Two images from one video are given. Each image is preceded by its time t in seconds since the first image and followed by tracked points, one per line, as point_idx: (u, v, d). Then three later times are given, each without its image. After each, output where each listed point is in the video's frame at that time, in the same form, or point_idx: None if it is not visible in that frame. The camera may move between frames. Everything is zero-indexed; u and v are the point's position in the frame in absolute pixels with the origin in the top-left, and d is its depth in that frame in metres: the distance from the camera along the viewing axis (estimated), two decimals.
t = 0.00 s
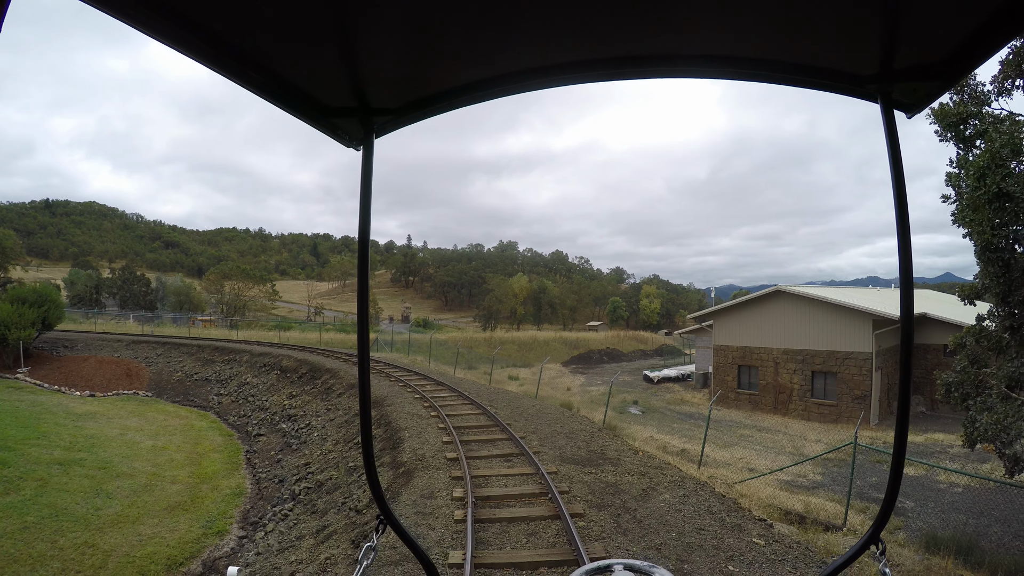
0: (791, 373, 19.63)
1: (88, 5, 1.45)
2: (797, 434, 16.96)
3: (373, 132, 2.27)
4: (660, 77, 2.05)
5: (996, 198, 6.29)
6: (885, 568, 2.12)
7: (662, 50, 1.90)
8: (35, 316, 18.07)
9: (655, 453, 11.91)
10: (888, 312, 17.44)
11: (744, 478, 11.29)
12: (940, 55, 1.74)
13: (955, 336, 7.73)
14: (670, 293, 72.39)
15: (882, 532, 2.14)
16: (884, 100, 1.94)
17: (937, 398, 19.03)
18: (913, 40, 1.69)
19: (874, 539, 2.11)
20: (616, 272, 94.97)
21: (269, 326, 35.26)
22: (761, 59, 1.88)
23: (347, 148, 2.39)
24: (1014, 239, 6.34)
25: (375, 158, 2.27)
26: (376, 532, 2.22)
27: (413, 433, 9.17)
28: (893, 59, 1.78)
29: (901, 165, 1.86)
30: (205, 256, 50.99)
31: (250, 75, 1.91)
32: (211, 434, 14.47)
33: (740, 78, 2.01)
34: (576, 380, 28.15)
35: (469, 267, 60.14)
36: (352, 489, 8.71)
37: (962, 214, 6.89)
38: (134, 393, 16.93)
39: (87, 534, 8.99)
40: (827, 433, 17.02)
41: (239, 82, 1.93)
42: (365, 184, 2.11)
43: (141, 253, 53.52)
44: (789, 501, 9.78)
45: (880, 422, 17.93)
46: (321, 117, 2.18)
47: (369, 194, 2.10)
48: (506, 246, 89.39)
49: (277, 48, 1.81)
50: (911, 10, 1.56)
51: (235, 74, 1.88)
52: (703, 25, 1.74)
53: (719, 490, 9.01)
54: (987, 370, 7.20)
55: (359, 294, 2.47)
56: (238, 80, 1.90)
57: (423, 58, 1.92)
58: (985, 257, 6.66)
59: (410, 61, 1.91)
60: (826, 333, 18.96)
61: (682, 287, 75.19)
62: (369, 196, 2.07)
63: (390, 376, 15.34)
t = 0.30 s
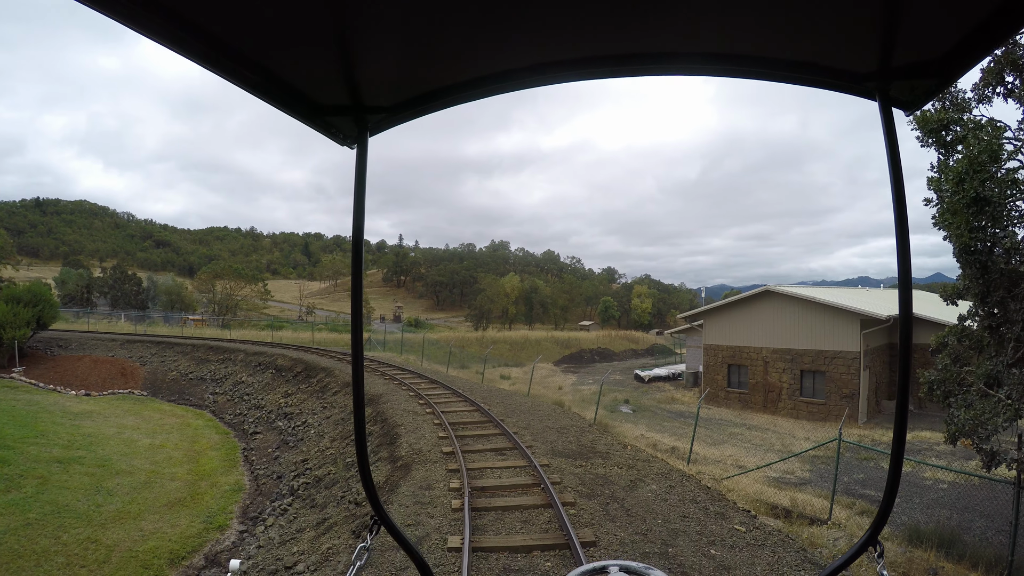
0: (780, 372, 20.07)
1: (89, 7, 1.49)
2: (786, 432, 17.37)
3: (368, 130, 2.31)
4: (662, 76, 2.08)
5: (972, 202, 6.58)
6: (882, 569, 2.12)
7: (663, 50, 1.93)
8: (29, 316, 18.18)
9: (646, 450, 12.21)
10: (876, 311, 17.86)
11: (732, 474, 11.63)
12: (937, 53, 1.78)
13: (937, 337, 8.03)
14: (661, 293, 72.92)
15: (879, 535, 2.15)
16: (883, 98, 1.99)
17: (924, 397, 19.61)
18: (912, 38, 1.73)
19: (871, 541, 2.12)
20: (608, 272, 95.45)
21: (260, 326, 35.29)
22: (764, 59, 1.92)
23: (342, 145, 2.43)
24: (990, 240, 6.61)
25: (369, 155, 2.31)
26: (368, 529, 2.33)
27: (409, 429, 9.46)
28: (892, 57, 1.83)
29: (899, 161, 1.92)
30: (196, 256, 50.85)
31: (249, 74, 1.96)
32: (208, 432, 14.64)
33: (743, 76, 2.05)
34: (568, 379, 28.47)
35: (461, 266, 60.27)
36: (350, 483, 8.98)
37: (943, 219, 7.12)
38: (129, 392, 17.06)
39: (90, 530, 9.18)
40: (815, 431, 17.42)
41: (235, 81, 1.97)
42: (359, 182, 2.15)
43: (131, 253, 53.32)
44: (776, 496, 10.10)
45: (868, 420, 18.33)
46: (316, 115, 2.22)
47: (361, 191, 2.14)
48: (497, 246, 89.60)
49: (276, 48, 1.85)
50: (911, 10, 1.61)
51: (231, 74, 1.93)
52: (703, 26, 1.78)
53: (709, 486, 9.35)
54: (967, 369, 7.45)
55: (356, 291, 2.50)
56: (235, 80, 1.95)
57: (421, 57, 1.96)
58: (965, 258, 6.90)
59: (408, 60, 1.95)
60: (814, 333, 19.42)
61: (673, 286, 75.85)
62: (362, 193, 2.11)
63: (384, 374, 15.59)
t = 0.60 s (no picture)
0: (770, 372, 20.51)
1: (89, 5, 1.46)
2: (775, 430, 17.77)
3: (370, 131, 2.28)
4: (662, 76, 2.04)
5: (950, 207, 6.93)
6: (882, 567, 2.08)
7: (662, 51, 1.91)
8: (24, 315, 18.28)
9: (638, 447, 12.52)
10: (864, 312, 18.28)
11: (720, 471, 11.98)
12: (939, 54, 1.74)
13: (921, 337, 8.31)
14: (653, 293, 73.53)
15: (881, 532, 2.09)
16: (883, 100, 1.95)
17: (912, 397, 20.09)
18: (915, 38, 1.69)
19: (873, 537, 2.07)
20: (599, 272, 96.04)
21: (254, 326, 35.37)
22: (764, 60, 1.88)
23: (344, 146, 2.40)
24: (969, 243, 6.99)
25: (371, 157, 2.28)
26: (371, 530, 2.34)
27: (406, 426, 9.73)
28: (893, 59, 1.78)
29: (901, 165, 1.87)
30: (188, 256, 50.80)
31: (250, 74, 1.92)
32: (205, 431, 14.80)
33: (742, 78, 2.02)
34: (559, 379, 28.81)
35: (453, 266, 60.44)
36: (349, 478, 9.23)
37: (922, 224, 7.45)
38: (125, 391, 17.19)
39: (92, 526, 9.37)
40: (803, 430, 17.82)
41: (237, 81, 1.94)
42: (361, 183, 2.12)
43: (123, 252, 53.26)
44: (765, 493, 10.43)
45: (856, 420, 18.76)
46: (318, 116, 2.19)
47: (364, 193, 2.11)
48: (489, 246, 89.87)
49: (275, 48, 1.82)
50: (911, 10, 1.57)
51: (233, 73, 1.89)
52: (704, 26, 1.75)
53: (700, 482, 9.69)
54: (948, 368, 7.76)
55: (355, 291, 2.49)
56: (237, 80, 1.92)
57: (421, 58, 1.93)
58: (944, 261, 7.24)
59: (409, 61, 1.92)
60: (803, 333, 19.87)
61: (664, 287, 76.61)
62: (365, 195, 2.08)
63: (379, 373, 15.80)
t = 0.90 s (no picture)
0: (759, 371, 20.95)
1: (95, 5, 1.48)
2: (764, 428, 18.17)
3: (373, 131, 2.30)
4: (663, 76, 2.08)
5: (931, 211, 7.19)
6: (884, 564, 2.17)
7: (663, 51, 1.94)
8: (18, 316, 18.37)
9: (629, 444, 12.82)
10: (852, 312, 18.71)
11: (710, 467, 12.32)
12: (938, 54, 1.79)
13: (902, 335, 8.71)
14: (644, 293, 74.05)
15: (879, 533, 2.19)
16: (884, 100, 2.01)
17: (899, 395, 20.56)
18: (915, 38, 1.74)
19: (874, 535, 2.18)
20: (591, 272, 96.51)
21: (247, 326, 35.44)
22: (767, 60, 1.93)
23: (347, 146, 2.42)
24: (949, 246, 7.24)
25: (373, 156, 2.30)
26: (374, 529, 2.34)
27: (404, 422, 10.02)
28: (893, 59, 1.84)
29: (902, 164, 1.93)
30: (178, 256, 50.65)
31: (251, 73, 1.93)
32: (202, 429, 14.98)
33: (745, 79, 2.07)
34: (551, 378, 29.13)
35: (445, 266, 60.55)
36: (349, 473, 9.49)
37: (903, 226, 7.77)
38: (121, 391, 17.33)
39: (96, 522, 9.57)
40: (792, 428, 18.23)
41: (241, 80, 1.96)
42: (363, 183, 2.14)
43: (113, 250, 53.05)
44: (754, 488, 10.74)
45: (844, 418, 19.19)
46: (321, 115, 2.21)
47: (366, 193, 2.13)
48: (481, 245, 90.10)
49: (276, 48, 1.83)
50: (909, 10, 1.62)
51: (235, 73, 1.91)
52: (704, 26, 1.79)
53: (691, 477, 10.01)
54: (929, 365, 7.82)
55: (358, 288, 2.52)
56: (240, 79, 1.94)
57: (423, 58, 1.95)
58: (924, 263, 7.46)
59: (410, 61, 1.94)
60: (792, 333, 20.32)
61: (655, 287, 77.27)
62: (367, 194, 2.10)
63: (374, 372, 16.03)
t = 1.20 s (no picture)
0: (749, 369, 21.41)
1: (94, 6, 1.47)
2: (753, 426, 18.59)
3: (370, 130, 2.30)
4: (661, 74, 2.07)
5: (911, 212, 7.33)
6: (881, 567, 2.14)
7: (662, 51, 1.94)
8: (12, 316, 18.46)
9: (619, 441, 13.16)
10: (839, 312, 19.16)
11: (697, 463, 12.72)
12: (936, 55, 1.80)
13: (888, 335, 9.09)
14: (634, 293, 74.78)
15: (873, 532, 2.13)
16: (881, 99, 2.01)
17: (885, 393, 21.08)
18: (914, 38, 1.74)
19: (870, 537, 2.12)
20: (582, 272, 97.07)
21: (239, 325, 35.53)
22: (765, 59, 1.93)
23: (343, 146, 2.41)
24: (930, 248, 7.32)
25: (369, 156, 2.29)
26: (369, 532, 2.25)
27: (399, 418, 10.31)
28: (890, 59, 1.84)
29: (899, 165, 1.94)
30: (169, 256, 50.53)
31: (249, 73, 1.93)
32: (198, 428, 15.14)
33: (747, 77, 2.06)
34: (542, 377, 29.49)
35: (437, 266, 60.74)
36: (346, 469, 9.75)
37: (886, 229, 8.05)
38: (116, 390, 17.44)
39: (98, 519, 9.76)
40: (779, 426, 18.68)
41: (238, 81, 1.95)
42: (360, 183, 2.13)
43: (103, 249, 52.82)
44: (740, 483, 11.11)
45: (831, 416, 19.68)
46: (318, 115, 2.20)
47: (363, 192, 2.12)
48: (472, 245, 90.33)
49: (275, 48, 1.83)
50: (909, 9, 1.61)
51: (233, 75, 1.90)
52: (703, 26, 1.79)
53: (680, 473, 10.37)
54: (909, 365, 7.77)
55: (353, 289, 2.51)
56: (239, 80, 1.93)
57: (421, 57, 1.95)
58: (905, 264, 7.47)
59: (408, 60, 1.94)
60: (781, 332, 20.77)
61: (645, 286, 78.02)
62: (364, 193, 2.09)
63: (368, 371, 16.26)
